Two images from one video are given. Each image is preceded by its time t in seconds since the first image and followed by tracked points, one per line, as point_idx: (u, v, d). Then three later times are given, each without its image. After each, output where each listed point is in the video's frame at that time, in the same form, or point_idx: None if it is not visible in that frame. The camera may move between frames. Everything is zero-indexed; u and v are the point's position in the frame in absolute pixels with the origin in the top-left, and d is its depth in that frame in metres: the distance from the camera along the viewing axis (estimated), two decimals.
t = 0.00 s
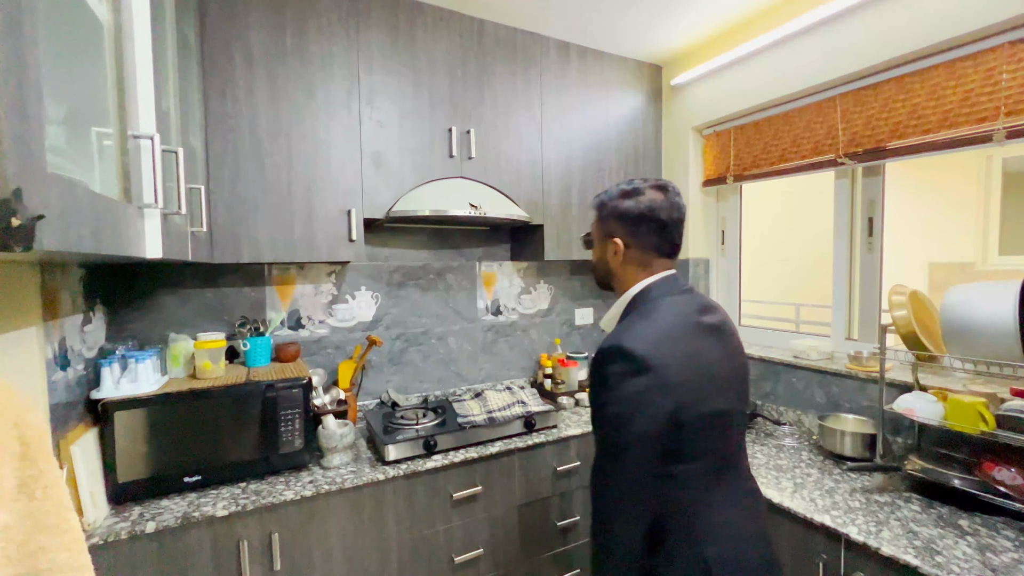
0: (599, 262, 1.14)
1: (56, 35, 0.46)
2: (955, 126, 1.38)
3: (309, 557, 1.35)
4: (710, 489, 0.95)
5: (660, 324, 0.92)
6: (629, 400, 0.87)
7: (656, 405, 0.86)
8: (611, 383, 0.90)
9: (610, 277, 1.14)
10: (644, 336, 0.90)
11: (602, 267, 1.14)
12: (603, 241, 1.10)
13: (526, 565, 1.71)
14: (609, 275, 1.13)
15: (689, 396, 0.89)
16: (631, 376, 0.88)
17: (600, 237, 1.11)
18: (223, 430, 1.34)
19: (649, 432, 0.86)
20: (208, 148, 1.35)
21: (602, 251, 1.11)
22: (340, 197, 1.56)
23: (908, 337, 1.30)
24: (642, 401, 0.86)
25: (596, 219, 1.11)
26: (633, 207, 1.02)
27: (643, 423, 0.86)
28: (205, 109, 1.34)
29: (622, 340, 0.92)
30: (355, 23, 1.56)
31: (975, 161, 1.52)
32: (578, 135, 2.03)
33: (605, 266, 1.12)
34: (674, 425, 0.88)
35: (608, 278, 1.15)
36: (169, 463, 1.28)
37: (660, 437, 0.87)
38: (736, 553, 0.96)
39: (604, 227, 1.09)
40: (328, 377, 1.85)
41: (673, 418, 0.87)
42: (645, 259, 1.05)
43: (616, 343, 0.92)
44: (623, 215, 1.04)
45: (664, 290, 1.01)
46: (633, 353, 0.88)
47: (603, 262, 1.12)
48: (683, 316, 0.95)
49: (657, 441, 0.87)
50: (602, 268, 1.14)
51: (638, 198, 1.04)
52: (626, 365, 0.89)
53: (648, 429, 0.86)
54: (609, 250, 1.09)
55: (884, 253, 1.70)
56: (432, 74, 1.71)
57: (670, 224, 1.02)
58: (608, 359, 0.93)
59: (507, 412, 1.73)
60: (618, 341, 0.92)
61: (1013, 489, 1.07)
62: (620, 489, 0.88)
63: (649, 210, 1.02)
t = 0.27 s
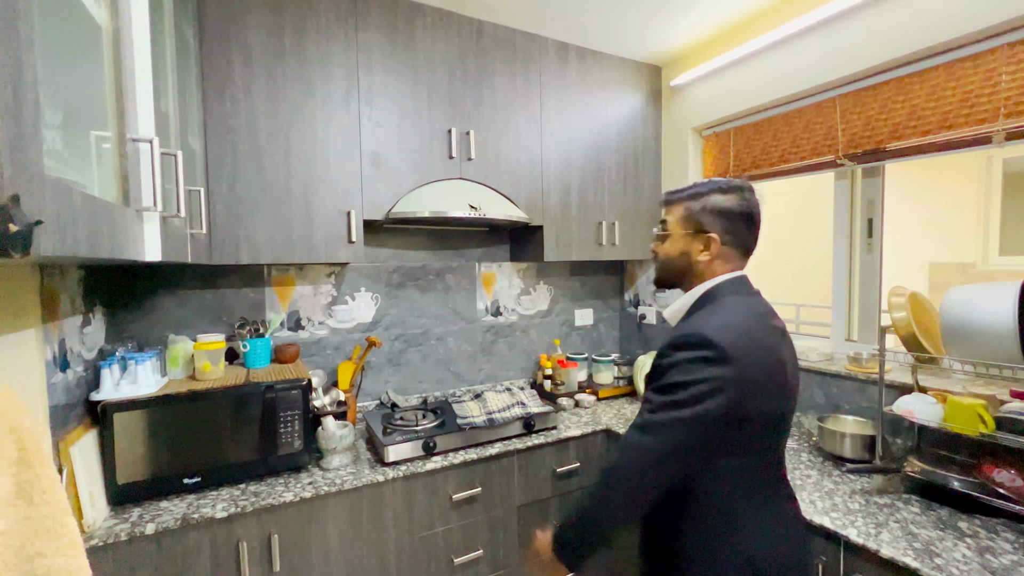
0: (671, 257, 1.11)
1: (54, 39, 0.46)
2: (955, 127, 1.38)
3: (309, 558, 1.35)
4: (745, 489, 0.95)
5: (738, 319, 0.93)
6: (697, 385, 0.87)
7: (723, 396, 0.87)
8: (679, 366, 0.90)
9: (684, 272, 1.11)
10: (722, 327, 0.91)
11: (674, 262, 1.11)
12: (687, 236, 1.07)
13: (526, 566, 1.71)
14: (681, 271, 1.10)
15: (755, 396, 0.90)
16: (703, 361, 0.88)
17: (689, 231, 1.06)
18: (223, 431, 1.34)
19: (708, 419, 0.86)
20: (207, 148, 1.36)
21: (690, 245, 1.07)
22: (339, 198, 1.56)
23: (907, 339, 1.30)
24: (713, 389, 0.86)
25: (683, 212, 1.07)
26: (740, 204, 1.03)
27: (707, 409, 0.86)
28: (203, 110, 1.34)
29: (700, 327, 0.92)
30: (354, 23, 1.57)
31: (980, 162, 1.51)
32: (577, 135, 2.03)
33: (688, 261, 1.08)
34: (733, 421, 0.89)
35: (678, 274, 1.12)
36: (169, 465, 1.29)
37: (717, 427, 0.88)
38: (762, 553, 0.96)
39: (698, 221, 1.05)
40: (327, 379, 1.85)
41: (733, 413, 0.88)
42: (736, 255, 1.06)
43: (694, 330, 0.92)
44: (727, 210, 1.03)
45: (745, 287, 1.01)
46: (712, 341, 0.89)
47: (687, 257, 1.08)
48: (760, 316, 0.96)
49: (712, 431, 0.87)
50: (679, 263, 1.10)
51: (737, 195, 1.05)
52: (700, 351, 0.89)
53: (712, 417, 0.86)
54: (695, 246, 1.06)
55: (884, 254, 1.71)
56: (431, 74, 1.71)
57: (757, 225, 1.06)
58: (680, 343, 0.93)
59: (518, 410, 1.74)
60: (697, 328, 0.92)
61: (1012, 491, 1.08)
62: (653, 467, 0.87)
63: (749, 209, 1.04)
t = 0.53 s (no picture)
0: (732, 255, 1.13)
1: (63, 50, 0.46)
2: (957, 130, 1.38)
3: (311, 561, 1.36)
4: (754, 481, 1.01)
5: (795, 319, 1.00)
6: (760, 372, 0.92)
7: (779, 386, 0.93)
8: (745, 350, 0.94)
9: (743, 270, 1.13)
10: (783, 324, 0.97)
11: (736, 260, 1.13)
12: (757, 236, 1.10)
13: (527, 568, 1.71)
14: (741, 269, 1.13)
15: (800, 393, 0.98)
16: (766, 352, 0.94)
17: (756, 229, 1.10)
18: (227, 434, 1.35)
19: (763, 405, 0.92)
20: (209, 152, 1.36)
21: (756, 244, 1.10)
22: (341, 200, 1.56)
23: (909, 342, 1.30)
24: (774, 379, 0.93)
25: (752, 211, 1.11)
26: (803, 210, 1.10)
27: (766, 396, 0.92)
28: (205, 113, 1.35)
29: (765, 319, 0.97)
30: (356, 26, 1.57)
31: (978, 165, 1.55)
32: (578, 137, 2.03)
33: (751, 259, 1.12)
34: (777, 410, 0.96)
35: (736, 272, 1.14)
36: (173, 468, 1.29)
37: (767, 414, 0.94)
38: (768, 542, 1.01)
39: (768, 222, 1.09)
40: (329, 381, 1.85)
41: (781, 404, 0.95)
42: (792, 257, 1.13)
43: (758, 321, 0.98)
44: (793, 214, 1.09)
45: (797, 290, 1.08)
46: (777, 335, 0.95)
47: (751, 256, 1.11)
48: (811, 318, 1.03)
49: (761, 415, 0.93)
50: (741, 261, 1.12)
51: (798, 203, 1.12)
52: (765, 342, 0.95)
53: (767, 403, 0.93)
54: (764, 247, 1.10)
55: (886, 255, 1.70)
56: (433, 77, 1.71)
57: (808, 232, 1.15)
58: (744, 331, 0.97)
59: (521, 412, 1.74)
60: (763, 320, 0.97)
61: (1014, 494, 1.07)
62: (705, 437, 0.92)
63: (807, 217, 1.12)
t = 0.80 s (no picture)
0: (768, 255, 1.11)
1: (72, 54, 0.46)
2: (962, 131, 1.38)
3: (315, 563, 1.35)
4: (762, 482, 1.01)
5: (827, 321, 1.00)
6: (792, 369, 0.93)
7: (809, 384, 0.94)
8: (779, 345, 0.94)
9: (775, 271, 1.12)
10: (815, 324, 0.98)
11: (770, 260, 1.12)
12: (794, 238, 1.10)
13: (530, 570, 1.71)
14: (774, 270, 1.12)
15: (826, 396, 0.99)
16: (799, 349, 0.94)
17: (793, 229, 1.09)
18: (231, 435, 1.34)
19: (792, 402, 0.93)
20: (212, 153, 1.36)
21: (792, 244, 1.09)
22: (344, 202, 1.56)
23: (914, 344, 1.29)
24: (805, 378, 0.93)
25: (789, 211, 1.10)
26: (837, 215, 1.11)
27: (795, 393, 0.93)
28: (209, 114, 1.35)
29: (799, 318, 0.97)
30: (359, 27, 1.57)
31: (983, 169, 1.51)
32: (581, 138, 2.03)
33: (785, 259, 1.10)
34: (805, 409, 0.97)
35: (768, 273, 1.13)
36: (177, 470, 1.29)
37: (795, 412, 0.95)
38: (779, 542, 1.02)
39: (805, 224, 1.09)
40: (332, 382, 1.85)
41: (808, 404, 0.96)
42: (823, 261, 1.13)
43: (792, 319, 0.98)
44: (828, 217, 1.09)
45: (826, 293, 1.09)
46: (811, 334, 0.95)
47: (785, 256, 1.10)
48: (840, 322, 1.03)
49: (788, 413, 0.94)
50: (774, 261, 1.11)
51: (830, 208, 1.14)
52: (799, 340, 0.95)
53: (796, 401, 0.93)
54: (800, 249, 1.10)
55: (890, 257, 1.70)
56: (436, 78, 1.71)
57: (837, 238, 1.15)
58: (778, 327, 0.97)
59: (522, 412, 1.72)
60: (797, 318, 0.97)
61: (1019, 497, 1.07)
62: (735, 428, 0.91)
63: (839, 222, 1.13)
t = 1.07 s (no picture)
0: (762, 261, 1.13)
1: (80, 63, 0.46)
2: (963, 133, 1.38)
3: (318, 564, 1.36)
4: (765, 482, 1.03)
5: (839, 327, 0.99)
6: (800, 372, 0.93)
7: (816, 388, 0.94)
8: (787, 348, 0.95)
9: (773, 277, 1.13)
10: (827, 330, 0.97)
11: (765, 266, 1.13)
12: (785, 243, 1.09)
13: (532, 571, 1.71)
14: (770, 275, 1.13)
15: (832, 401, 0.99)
16: (808, 352, 0.94)
17: (786, 237, 1.09)
18: (234, 437, 1.35)
19: (798, 404, 0.93)
20: (215, 156, 1.36)
21: (786, 250, 1.09)
22: (346, 204, 1.56)
23: (914, 346, 1.30)
24: (812, 383, 0.93)
25: (782, 218, 1.10)
26: (841, 216, 1.06)
27: (802, 396, 0.93)
28: (211, 117, 1.35)
29: (811, 323, 0.97)
30: (361, 30, 1.57)
31: (983, 170, 1.51)
32: (582, 140, 2.03)
33: (781, 266, 1.11)
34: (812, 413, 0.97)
35: (767, 279, 1.14)
36: (179, 472, 1.29)
37: (801, 416, 0.95)
38: (780, 543, 1.02)
39: (796, 229, 1.08)
40: (333, 384, 1.86)
41: (816, 409, 0.96)
42: (829, 263, 1.10)
43: (803, 323, 0.97)
44: (829, 220, 1.06)
45: (838, 297, 1.06)
46: (823, 339, 0.95)
47: (781, 262, 1.10)
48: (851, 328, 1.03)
49: (793, 415, 0.94)
50: (771, 268, 1.12)
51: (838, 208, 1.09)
52: (809, 344, 0.95)
53: (802, 404, 0.93)
54: (792, 254, 1.09)
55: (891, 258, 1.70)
56: (437, 80, 1.71)
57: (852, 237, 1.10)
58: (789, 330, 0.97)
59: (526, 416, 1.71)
60: (809, 323, 0.97)
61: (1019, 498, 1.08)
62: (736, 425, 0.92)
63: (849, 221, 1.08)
